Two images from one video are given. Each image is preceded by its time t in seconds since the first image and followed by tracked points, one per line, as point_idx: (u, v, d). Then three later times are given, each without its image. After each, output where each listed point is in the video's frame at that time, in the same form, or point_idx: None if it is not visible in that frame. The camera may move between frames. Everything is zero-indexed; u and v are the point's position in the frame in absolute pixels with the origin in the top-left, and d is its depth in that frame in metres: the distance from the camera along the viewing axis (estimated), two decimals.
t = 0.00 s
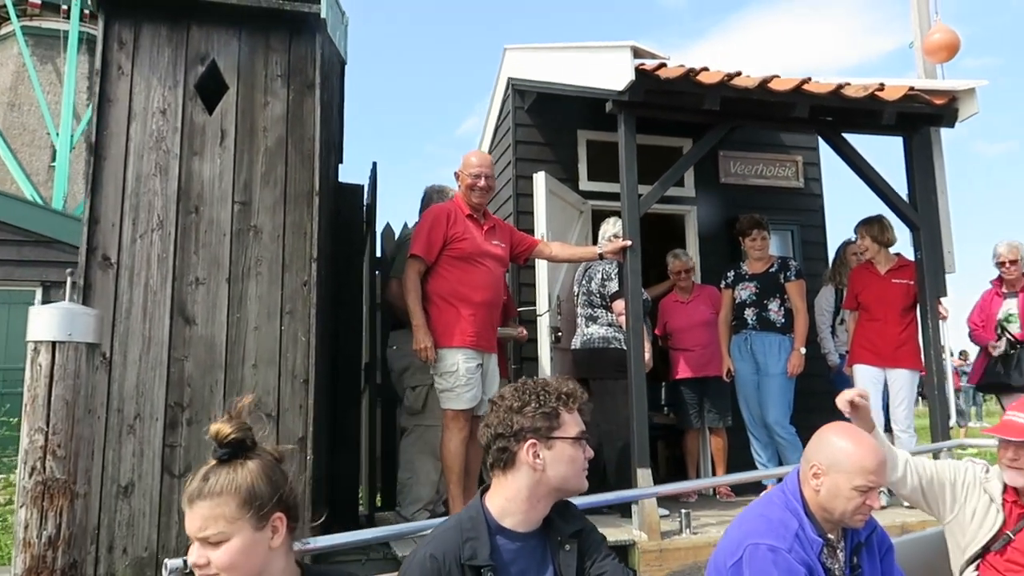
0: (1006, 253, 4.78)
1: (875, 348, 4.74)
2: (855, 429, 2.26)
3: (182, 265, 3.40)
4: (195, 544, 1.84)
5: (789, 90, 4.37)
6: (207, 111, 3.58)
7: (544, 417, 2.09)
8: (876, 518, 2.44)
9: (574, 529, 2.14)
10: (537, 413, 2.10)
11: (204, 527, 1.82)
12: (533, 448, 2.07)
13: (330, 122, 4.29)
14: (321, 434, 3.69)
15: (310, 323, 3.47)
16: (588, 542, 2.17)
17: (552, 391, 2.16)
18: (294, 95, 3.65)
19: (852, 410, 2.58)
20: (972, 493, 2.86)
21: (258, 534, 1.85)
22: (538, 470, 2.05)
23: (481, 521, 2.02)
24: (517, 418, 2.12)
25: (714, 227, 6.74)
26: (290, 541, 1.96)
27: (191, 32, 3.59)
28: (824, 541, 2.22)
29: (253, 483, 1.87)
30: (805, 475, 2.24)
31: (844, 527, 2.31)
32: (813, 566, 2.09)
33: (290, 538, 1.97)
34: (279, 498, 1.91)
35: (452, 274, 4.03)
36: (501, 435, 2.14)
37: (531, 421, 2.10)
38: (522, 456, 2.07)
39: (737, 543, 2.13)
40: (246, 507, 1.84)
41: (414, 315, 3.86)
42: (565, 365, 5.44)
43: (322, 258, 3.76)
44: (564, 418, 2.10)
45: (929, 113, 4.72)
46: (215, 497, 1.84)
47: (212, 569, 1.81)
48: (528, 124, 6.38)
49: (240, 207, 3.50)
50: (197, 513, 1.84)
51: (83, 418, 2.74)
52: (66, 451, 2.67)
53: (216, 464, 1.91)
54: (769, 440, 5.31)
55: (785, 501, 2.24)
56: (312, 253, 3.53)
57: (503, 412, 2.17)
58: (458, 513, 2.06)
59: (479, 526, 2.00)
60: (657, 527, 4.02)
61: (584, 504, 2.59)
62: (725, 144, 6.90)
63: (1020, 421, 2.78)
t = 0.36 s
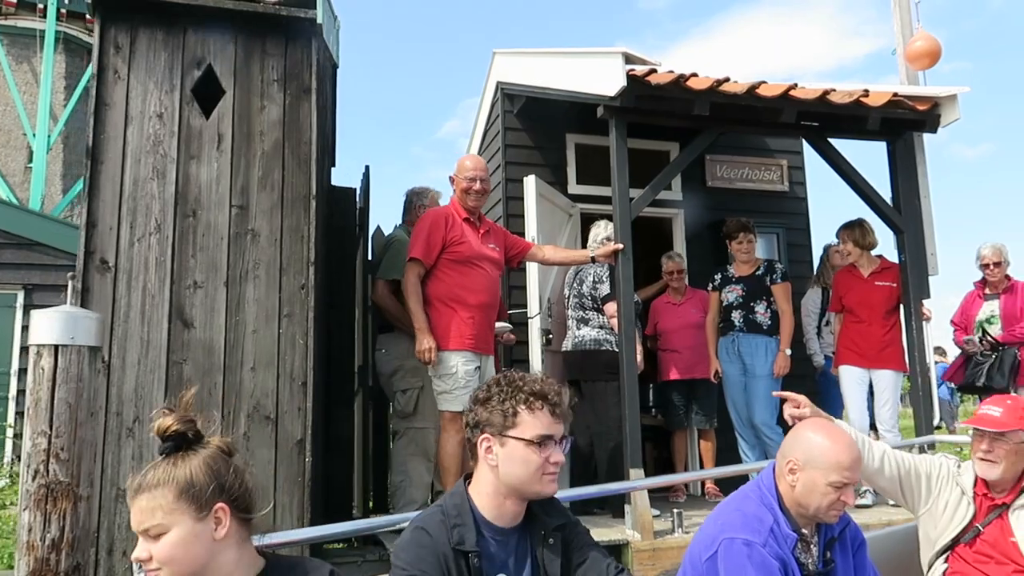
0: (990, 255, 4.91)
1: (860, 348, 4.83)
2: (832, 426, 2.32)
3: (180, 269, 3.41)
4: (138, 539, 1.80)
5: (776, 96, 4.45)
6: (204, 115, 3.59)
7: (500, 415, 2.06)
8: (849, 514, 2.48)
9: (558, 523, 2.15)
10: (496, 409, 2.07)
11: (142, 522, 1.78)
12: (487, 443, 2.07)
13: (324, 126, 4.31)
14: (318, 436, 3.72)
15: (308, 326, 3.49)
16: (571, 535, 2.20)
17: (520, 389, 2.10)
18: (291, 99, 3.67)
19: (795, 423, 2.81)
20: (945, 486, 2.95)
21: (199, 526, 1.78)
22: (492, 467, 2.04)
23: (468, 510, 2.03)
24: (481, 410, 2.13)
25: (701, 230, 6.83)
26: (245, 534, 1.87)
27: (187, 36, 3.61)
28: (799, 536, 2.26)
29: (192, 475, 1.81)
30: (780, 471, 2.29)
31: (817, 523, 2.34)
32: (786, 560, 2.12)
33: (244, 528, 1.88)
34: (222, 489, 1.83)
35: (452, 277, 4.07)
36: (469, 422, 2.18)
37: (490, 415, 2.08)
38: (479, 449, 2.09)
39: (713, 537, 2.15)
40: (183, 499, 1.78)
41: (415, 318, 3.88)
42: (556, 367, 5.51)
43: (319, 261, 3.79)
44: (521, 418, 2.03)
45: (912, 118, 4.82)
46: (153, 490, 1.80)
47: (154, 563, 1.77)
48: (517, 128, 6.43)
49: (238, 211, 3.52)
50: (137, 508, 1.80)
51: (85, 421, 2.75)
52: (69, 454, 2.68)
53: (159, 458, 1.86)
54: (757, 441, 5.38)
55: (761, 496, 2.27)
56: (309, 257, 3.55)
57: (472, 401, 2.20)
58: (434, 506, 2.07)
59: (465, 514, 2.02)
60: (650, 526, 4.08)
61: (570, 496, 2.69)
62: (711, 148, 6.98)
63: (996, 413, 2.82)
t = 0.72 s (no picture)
0: (991, 255, 4.96)
1: (864, 349, 4.89)
2: (826, 430, 2.35)
3: (195, 272, 3.44)
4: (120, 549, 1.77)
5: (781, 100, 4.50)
6: (218, 120, 3.63)
7: (515, 429, 2.00)
8: (842, 516, 2.52)
9: (559, 529, 2.15)
10: (509, 422, 2.01)
11: (123, 533, 1.76)
12: (499, 458, 2.01)
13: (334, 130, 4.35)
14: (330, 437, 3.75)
15: (322, 328, 3.54)
16: (573, 541, 2.19)
17: (533, 400, 2.05)
18: (304, 104, 3.72)
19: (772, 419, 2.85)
20: (937, 485, 3.01)
21: (183, 535, 1.76)
22: (504, 481, 1.99)
23: (480, 516, 2.01)
24: (490, 422, 2.06)
25: (704, 232, 6.88)
26: (229, 540, 1.86)
27: (201, 42, 3.65)
28: (792, 538, 2.28)
29: (172, 484, 1.78)
30: (774, 474, 2.30)
31: (811, 526, 2.38)
32: (780, 563, 2.12)
33: (228, 534, 1.86)
34: (204, 496, 1.81)
35: (469, 278, 4.11)
36: (472, 434, 2.11)
37: (502, 429, 2.02)
38: (488, 464, 2.02)
39: (707, 540, 2.16)
40: (166, 509, 1.76)
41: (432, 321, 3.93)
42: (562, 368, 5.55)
43: (332, 264, 3.83)
44: (536, 432, 1.99)
45: (914, 121, 4.88)
46: (135, 501, 1.77)
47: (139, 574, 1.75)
48: (520, 131, 6.48)
49: (252, 215, 3.55)
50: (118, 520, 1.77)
51: (107, 424, 2.78)
52: (91, 455, 2.71)
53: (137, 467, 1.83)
54: (761, 441, 5.43)
55: (755, 499, 2.28)
56: (322, 260, 3.59)
57: (478, 411, 2.12)
58: (444, 511, 2.03)
59: (476, 520, 2.00)
60: (659, 525, 4.12)
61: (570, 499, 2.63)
62: (713, 151, 7.04)
63: (986, 412, 2.87)
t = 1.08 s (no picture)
0: (989, 254, 5.02)
1: (865, 349, 4.93)
2: (818, 435, 2.35)
3: (205, 276, 3.46)
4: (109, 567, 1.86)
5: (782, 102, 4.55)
6: (226, 124, 3.65)
7: (502, 440, 2.01)
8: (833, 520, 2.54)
9: (548, 538, 2.22)
10: (496, 434, 2.02)
11: (109, 553, 1.83)
12: (487, 469, 2.02)
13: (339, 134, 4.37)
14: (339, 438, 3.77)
15: (332, 330, 3.56)
16: (559, 549, 2.26)
17: (519, 411, 2.06)
18: (311, 108, 3.73)
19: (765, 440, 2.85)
20: (929, 491, 3.01)
21: (168, 552, 1.83)
22: (492, 492, 2.01)
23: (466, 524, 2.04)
24: (477, 434, 2.06)
25: (703, 232, 6.93)
26: (214, 554, 1.93)
27: (209, 47, 3.66)
28: (783, 544, 2.30)
29: (156, 500, 1.86)
30: (766, 479, 2.32)
31: (802, 532, 2.39)
32: (771, 569, 2.17)
33: (213, 548, 1.93)
34: (188, 512, 1.88)
35: (475, 280, 4.14)
36: (460, 446, 2.11)
37: (489, 440, 2.03)
38: (476, 475, 2.04)
39: (699, 546, 2.20)
40: (149, 527, 1.83)
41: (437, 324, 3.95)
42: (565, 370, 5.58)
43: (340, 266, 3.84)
44: (523, 443, 2.01)
45: (913, 122, 4.93)
46: (119, 519, 1.84)
47: None
48: (521, 133, 6.51)
49: (261, 218, 3.57)
50: (104, 539, 1.85)
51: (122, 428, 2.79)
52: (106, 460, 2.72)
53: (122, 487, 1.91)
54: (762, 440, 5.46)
55: (746, 505, 2.31)
56: (331, 263, 3.61)
57: (464, 423, 2.12)
58: (428, 521, 2.05)
59: (462, 528, 2.03)
60: (666, 524, 4.14)
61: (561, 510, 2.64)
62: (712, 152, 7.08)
63: (976, 415, 2.90)
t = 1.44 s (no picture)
0: (988, 256, 5.08)
1: (867, 349, 5.00)
2: (809, 432, 2.38)
3: (221, 272, 3.50)
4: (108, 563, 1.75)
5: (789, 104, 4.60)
6: (242, 122, 3.69)
7: (476, 433, 2.04)
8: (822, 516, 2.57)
9: (530, 535, 2.21)
10: (471, 426, 2.05)
11: (110, 548, 1.72)
12: (462, 461, 2.05)
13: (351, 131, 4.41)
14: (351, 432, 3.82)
15: (345, 327, 3.61)
16: (543, 546, 2.25)
17: (495, 405, 2.08)
18: (326, 107, 3.78)
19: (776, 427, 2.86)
20: (925, 489, 3.07)
21: (170, 550, 1.73)
22: (467, 485, 2.03)
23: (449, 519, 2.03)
24: (455, 426, 2.10)
25: (705, 232, 6.98)
26: (213, 551, 1.84)
27: (225, 46, 3.70)
28: (773, 540, 2.32)
29: (160, 494, 1.76)
30: (757, 475, 2.34)
31: (792, 528, 2.42)
32: (762, 564, 2.19)
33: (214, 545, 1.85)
34: (192, 508, 1.79)
35: (483, 279, 4.19)
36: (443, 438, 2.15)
37: (465, 432, 2.06)
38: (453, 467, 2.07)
39: (690, 542, 2.22)
40: (154, 522, 1.73)
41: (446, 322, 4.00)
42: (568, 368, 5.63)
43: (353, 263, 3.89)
44: (496, 436, 2.02)
45: (917, 126, 5.00)
46: (120, 513, 1.73)
47: None
48: (526, 133, 6.56)
49: (276, 216, 3.62)
50: (103, 533, 1.74)
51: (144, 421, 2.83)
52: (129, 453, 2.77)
53: (120, 480, 1.79)
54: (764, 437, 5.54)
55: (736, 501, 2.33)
56: (345, 261, 3.66)
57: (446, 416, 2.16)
58: (412, 516, 2.05)
59: (446, 522, 2.02)
60: (671, 520, 4.21)
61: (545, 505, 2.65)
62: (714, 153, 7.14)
63: (985, 416, 2.94)
